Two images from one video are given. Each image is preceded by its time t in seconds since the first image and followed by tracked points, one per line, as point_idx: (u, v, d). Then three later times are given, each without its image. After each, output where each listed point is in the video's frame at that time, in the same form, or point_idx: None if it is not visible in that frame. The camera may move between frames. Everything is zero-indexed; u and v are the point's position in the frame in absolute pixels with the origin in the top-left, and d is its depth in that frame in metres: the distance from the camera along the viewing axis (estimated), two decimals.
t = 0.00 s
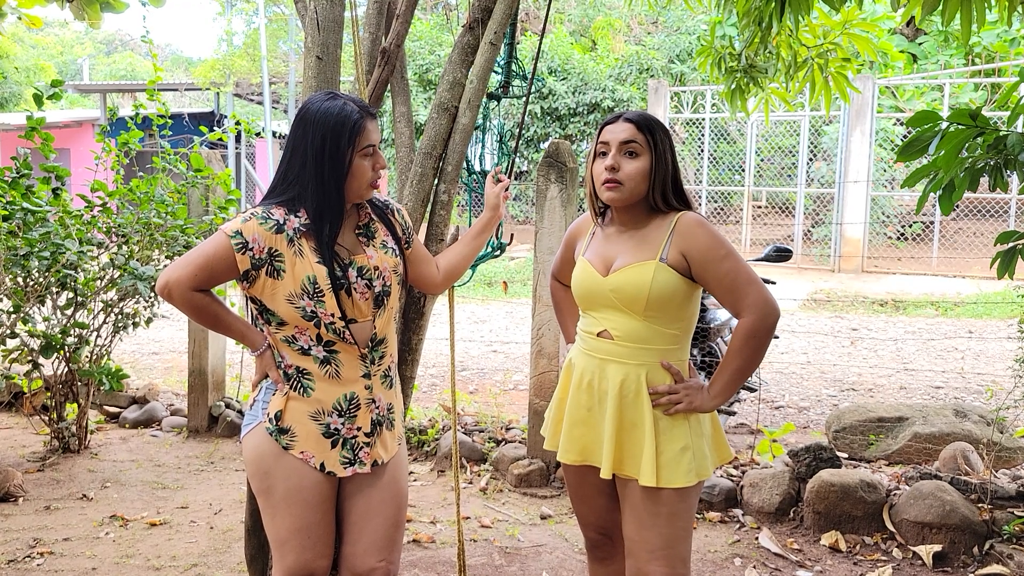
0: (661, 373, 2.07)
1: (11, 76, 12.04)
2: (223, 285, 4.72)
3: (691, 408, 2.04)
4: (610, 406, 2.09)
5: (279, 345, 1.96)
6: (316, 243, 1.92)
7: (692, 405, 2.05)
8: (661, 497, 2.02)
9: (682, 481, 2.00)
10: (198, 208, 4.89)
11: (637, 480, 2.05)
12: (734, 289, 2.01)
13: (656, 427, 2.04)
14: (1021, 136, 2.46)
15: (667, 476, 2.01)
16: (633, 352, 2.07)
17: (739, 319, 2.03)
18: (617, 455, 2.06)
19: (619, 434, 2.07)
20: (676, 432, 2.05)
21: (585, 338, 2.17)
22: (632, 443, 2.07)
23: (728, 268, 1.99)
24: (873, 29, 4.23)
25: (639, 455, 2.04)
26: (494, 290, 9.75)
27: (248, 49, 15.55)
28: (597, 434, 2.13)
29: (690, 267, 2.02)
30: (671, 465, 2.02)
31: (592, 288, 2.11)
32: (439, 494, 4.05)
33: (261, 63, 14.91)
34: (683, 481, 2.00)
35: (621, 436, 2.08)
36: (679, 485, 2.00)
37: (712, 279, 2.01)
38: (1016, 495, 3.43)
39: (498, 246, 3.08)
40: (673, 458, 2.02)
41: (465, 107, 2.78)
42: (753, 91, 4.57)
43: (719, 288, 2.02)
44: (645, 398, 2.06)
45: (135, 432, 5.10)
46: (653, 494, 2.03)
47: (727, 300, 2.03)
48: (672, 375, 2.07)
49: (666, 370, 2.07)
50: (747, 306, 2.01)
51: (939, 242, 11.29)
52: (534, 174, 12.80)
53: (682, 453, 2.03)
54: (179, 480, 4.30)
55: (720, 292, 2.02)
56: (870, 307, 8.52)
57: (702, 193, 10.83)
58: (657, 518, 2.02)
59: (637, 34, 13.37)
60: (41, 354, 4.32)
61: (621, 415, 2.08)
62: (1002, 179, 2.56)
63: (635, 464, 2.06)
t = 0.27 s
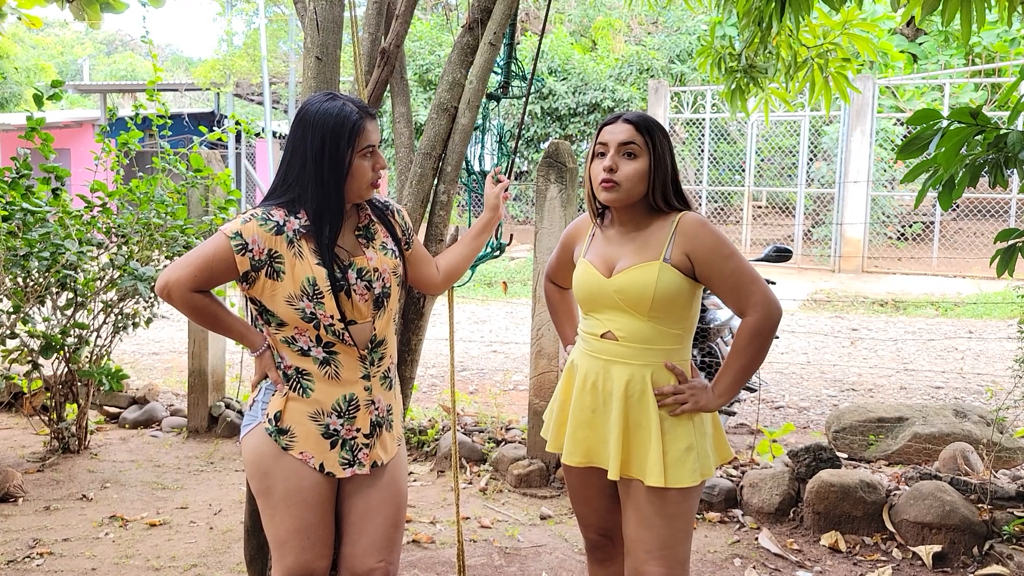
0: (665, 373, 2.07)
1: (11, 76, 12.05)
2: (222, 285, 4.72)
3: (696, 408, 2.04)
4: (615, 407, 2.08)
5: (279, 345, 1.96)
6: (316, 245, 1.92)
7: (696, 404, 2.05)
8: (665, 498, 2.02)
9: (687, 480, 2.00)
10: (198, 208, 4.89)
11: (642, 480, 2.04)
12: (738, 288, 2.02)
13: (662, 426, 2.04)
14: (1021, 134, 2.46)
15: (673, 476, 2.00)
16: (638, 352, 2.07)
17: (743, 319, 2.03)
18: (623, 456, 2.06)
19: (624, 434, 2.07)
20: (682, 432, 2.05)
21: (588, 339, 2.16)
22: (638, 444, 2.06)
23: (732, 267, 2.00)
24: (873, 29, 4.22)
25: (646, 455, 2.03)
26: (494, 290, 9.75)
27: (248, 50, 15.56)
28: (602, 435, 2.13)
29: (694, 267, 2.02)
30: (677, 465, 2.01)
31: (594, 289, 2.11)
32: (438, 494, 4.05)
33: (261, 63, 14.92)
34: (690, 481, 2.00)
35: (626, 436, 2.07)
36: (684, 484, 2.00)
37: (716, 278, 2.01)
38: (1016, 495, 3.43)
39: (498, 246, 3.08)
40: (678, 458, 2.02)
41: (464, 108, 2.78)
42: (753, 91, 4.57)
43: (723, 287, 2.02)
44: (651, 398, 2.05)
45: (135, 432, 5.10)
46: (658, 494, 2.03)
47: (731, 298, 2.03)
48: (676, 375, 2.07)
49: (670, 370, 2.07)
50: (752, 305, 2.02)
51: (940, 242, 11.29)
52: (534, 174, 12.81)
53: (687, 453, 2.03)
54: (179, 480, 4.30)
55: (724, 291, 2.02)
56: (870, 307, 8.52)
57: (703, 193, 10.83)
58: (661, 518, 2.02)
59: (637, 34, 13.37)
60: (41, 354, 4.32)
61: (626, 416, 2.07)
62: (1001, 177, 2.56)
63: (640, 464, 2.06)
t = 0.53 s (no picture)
0: (666, 374, 2.07)
1: (11, 76, 12.06)
2: (222, 285, 4.73)
3: (698, 409, 2.04)
4: (616, 408, 2.08)
5: (279, 346, 1.96)
6: (316, 246, 1.92)
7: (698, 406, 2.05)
8: (667, 500, 2.02)
9: (689, 481, 2.01)
10: (198, 208, 4.89)
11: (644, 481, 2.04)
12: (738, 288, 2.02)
13: (663, 428, 2.04)
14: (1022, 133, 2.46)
15: (675, 477, 2.01)
16: (639, 353, 2.07)
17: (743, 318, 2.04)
18: (625, 457, 2.06)
19: (626, 436, 2.07)
20: (683, 433, 2.05)
21: (587, 340, 2.16)
22: (639, 445, 2.06)
23: (733, 267, 2.00)
24: (873, 29, 4.23)
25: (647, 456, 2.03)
26: (494, 290, 9.75)
27: (248, 50, 15.57)
28: (603, 436, 2.13)
29: (694, 267, 2.03)
30: (678, 466, 2.02)
31: (594, 291, 2.10)
32: (438, 494, 4.05)
33: (261, 64, 14.92)
34: (691, 482, 2.00)
35: (628, 437, 2.07)
36: (686, 485, 2.00)
37: (717, 278, 2.02)
38: (1016, 495, 3.43)
39: (497, 247, 3.09)
40: (679, 459, 2.02)
41: (464, 108, 2.78)
42: (753, 91, 4.57)
43: (723, 287, 2.03)
44: (652, 399, 2.05)
45: (135, 432, 5.10)
46: (660, 496, 2.03)
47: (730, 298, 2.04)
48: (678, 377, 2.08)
49: (671, 371, 2.08)
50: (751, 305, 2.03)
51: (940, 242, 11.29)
52: (534, 174, 12.81)
53: (689, 454, 2.03)
54: (179, 480, 4.30)
55: (723, 291, 2.03)
56: (870, 307, 8.52)
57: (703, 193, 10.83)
58: (663, 520, 2.02)
59: (637, 35, 13.38)
60: (41, 354, 4.32)
61: (628, 417, 2.07)
62: (1001, 177, 2.56)
63: (641, 466, 2.06)
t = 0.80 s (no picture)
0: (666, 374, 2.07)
1: (11, 76, 12.07)
2: (223, 285, 4.73)
3: (698, 408, 2.04)
4: (615, 408, 2.08)
5: (279, 346, 1.96)
6: (316, 246, 1.92)
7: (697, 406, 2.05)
8: (667, 500, 2.02)
9: (688, 481, 2.01)
10: (198, 208, 4.89)
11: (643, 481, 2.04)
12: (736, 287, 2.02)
13: (663, 427, 2.04)
14: (1021, 135, 2.46)
15: (674, 478, 2.00)
16: (638, 353, 2.07)
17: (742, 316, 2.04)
18: (624, 457, 2.06)
19: (625, 436, 2.07)
20: (683, 433, 2.05)
21: (587, 340, 2.16)
22: (639, 445, 2.06)
23: (732, 266, 2.00)
24: (874, 29, 4.22)
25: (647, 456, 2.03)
26: (494, 290, 9.75)
27: (248, 50, 15.57)
28: (602, 436, 2.13)
29: (693, 267, 2.03)
30: (677, 466, 2.01)
31: (593, 290, 2.10)
32: (438, 494, 4.05)
33: (261, 64, 14.91)
34: (691, 481, 2.00)
35: (627, 437, 2.07)
36: (685, 485, 2.00)
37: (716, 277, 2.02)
38: (1016, 495, 3.43)
39: (497, 247, 3.09)
40: (679, 458, 2.02)
41: (464, 108, 2.78)
42: (753, 91, 4.57)
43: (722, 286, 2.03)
44: (652, 399, 2.05)
45: (135, 432, 5.10)
46: (660, 495, 2.02)
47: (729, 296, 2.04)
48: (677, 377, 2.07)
49: (670, 371, 2.07)
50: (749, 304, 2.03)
51: (940, 242, 11.29)
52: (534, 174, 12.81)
53: (688, 454, 2.03)
54: (179, 480, 4.30)
55: (722, 290, 2.03)
56: (870, 307, 8.52)
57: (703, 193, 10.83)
58: (662, 520, 2.02)
59: (637, 34, 13.38)
60: (41, 354, 4.32)
61: (627, 417, 2.07)
62: (1001, 178, 2.56)
63: (642, 466, 2.05)
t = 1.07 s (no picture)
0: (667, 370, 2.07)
1: (12, 76, 12.08)
2: (223, 285, 4.73)
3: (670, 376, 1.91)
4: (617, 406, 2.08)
5: (279, 346, 1.96)
6: (316, 246, 1.92)
7: (697, 419, 1.91)
8: (668, 497, 2.02)
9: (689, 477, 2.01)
10: (198, 208, 4.89)
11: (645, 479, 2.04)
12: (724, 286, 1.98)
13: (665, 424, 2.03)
14: (1021, 137, 2.46)
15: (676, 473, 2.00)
16: (640, 350, 2.07)
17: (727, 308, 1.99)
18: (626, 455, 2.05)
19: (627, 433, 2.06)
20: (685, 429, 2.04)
21: (587, 339, 2.16)
22: (641, 443, 2.05)
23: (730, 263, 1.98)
24: (874, 29, 4.22)
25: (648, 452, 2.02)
26: (494, 290, 9.75)
27: (248, 50, 15.58)
28: (604, 435, 2.12)
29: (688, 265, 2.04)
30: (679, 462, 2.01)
31: (595, 288, 2.11)
32: (438, 494, 4.05)
33: (261, 64, 14.91)
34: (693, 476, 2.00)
35: (629, 435, 2.06)
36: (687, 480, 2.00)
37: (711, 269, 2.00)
38: (1016, 495, 3.43)
39: (497, 247, 3.10)
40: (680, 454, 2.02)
41: (464, 108, 2.78)
42: (753, 91, 4.57)
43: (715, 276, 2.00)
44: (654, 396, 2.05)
45: (135, 432, 5.11)
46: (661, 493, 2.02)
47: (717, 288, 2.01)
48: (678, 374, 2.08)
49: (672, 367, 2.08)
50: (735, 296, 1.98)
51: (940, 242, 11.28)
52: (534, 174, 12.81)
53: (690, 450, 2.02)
54: (179, 480, 4.30)
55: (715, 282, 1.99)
56: (870, 307, 8.52)
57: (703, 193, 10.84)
58: (661, 518, 2.02)
59: (637, 34, 13.38)
60: (41, 354, 4.32)
61: (629, 414, 2.07)
62: (1001, 179, 2.56)
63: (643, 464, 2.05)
